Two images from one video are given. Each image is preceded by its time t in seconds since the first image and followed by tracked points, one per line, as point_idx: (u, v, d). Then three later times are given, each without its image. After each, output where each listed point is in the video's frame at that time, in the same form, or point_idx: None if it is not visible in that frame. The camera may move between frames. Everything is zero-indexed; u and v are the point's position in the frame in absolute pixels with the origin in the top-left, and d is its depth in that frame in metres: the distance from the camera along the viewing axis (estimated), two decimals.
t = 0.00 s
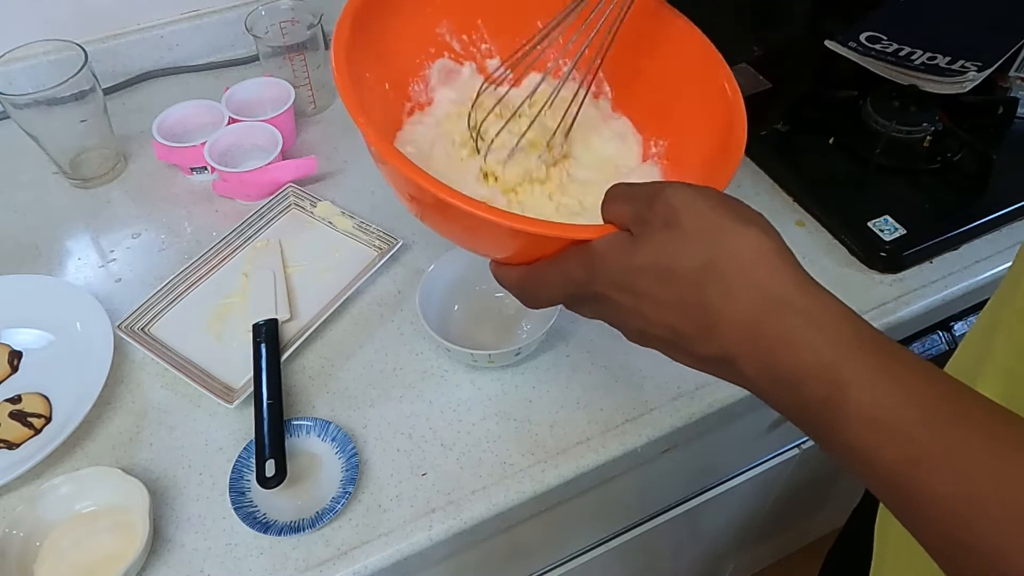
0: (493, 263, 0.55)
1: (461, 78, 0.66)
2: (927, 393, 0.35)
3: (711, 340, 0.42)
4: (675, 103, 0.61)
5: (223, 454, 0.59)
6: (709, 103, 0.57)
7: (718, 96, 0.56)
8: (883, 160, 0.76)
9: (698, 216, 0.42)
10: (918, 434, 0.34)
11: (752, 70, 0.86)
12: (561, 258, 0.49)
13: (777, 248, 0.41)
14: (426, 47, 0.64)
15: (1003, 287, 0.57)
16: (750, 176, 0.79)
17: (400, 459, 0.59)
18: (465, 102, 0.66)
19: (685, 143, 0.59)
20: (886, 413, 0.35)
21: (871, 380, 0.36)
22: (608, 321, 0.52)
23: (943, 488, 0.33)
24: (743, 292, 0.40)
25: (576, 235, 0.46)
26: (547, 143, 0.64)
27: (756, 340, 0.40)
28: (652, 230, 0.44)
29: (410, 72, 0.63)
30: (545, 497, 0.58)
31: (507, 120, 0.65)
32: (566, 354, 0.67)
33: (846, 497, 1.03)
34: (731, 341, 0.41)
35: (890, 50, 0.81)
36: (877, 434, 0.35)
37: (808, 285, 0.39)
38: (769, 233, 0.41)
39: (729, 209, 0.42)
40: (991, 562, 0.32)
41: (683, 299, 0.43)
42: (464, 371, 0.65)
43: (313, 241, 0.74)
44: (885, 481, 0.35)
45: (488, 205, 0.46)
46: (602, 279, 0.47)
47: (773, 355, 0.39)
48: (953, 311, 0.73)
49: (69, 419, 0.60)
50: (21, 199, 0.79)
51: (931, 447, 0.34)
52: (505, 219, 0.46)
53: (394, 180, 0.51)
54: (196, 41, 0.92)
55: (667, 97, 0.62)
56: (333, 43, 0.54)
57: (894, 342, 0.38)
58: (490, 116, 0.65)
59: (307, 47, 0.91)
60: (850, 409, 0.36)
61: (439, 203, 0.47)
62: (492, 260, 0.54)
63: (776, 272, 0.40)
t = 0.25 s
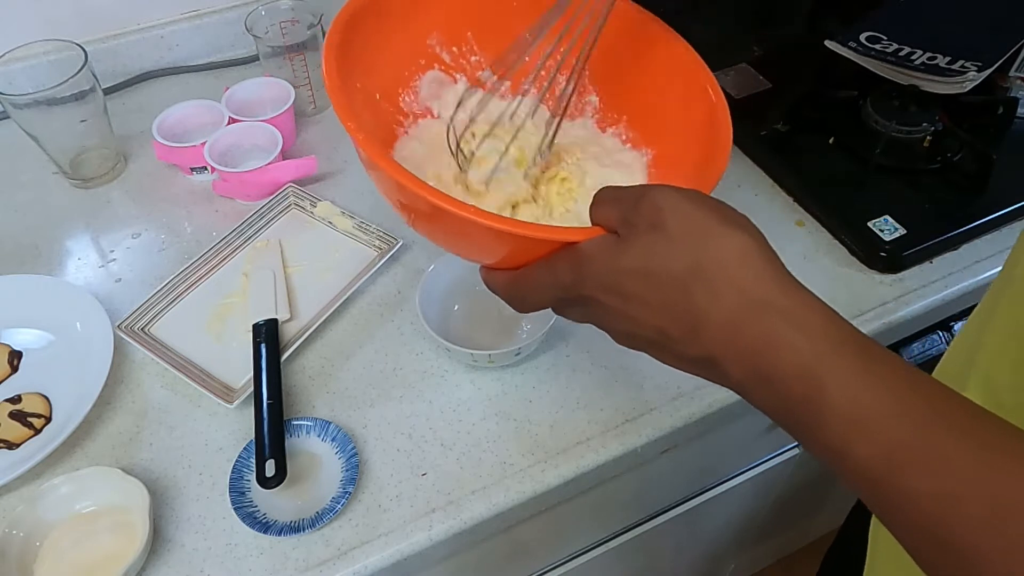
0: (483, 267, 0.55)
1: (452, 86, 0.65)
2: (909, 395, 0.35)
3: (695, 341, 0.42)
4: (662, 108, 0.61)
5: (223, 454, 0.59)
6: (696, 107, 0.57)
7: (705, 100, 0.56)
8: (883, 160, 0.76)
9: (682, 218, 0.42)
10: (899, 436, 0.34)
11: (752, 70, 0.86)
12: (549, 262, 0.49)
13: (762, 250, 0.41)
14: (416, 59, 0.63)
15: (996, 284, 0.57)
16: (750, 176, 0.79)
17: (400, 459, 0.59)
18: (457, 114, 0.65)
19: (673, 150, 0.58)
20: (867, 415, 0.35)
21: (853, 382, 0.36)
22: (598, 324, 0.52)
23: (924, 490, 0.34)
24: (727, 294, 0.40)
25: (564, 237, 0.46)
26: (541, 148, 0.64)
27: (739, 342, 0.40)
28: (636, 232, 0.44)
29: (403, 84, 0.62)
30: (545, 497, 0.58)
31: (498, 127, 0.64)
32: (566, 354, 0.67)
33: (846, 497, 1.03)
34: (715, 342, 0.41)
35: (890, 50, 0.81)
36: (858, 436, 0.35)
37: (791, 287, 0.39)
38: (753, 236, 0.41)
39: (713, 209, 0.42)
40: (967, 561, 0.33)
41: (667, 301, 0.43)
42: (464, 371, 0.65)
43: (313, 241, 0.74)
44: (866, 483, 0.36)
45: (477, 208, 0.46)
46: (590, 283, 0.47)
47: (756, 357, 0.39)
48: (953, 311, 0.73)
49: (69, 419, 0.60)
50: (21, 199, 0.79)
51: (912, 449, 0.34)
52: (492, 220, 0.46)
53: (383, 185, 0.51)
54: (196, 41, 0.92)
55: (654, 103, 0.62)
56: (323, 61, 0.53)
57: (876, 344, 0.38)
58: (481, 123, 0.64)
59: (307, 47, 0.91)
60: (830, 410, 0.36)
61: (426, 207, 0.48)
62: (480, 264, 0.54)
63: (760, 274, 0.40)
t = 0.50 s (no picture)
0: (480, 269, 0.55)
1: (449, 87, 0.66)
2: (902, 395, 0.35)
3: (690, 342, 0.42)
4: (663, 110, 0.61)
5: (223, 454, 0.59)
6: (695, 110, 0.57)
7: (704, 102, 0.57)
8: (883, 160, 0.76)
9: (675, 219, 0.42)
10: (892, 436, 0.34)
11: (752, 70, 0.86)
12: (544, 264, 0.49)
13: (755, 252, 0.41)
14: (408, 60, 0.63)
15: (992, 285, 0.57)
16: (750, 177, 0.79)
17: (400, 459, 0.59)
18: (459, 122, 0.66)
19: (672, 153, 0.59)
20: (860, 415, 0.35)
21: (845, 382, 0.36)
22: (591, 322, 0.52)
23: (917, 491, 0.34)
24: (720, 295, 0.40)
25: (558, 241, 0.46)
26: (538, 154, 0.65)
27: (733, 343, 0.40)
28: (628, 233, 0.44)
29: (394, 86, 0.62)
30: (545, 497, 0.59)
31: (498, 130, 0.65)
32: (566, 354, 0.67)
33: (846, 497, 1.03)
34: (709, 343, 0.41)
35: (890, 50, 0.82)
36: (851, 437, 0.35)
37: (784, 287, 0.39)
38: (747, 237, 0.41)
39: (705, 210, 0.42)
40: (963, 560, 0.33)
41: (662, 302, 0.43)
42: (464, 371, 0.65)
43: (313, 241, 0.74)
44: (860, 484, 0.36)
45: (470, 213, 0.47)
46: (585, 284, 0.47)
47: (749, 358, 0.39)
48: (953, 311, 0.73)
49: (69, 419, 0.60)
50: (21, 199, 0.79)
51: (905, 450, 0.34)
52: (488, 226, 0.46)
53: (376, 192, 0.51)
54: (196, 41, 0.92)
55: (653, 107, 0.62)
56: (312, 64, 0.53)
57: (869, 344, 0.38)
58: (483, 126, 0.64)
59: (306, 48, 0.91)
60: (822, 411, 0.36)
61: (420, 213, 0.48)
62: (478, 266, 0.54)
63: (753, 275, 0.40)
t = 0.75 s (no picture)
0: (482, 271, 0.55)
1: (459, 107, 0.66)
2: (893, 392, 0.35)
3: (684, 339, 0.42)
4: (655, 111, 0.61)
5: (223, 454, 0.59)
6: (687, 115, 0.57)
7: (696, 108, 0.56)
8: (884, 160, 0.76)
9: (670, 219, 0.42)
10: (882, 433, 0.34)
11: (752, 70, 0.86)
12: (543, 262, 0.49)
13: (748, 250, 0.41)
14: (415, 78, 0.63)
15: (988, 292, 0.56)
16: (750, 177, 0.79)
17: (400, 459, 0.59)
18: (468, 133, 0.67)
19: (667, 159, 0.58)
20: (851, 411, 0.35)
21: (835, 379, 0.36)
22: (590, 321, 0.52)
23: (907, 489, 0.34)
24: (714, 293, 0.40)
25: (556, 239, 0.46)
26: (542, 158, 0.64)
27: (726, 341, 0.40)
28: (624, 232, 0.44)
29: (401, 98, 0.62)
30: (545, 497, 0.59)
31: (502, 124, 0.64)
32: (566, 354, 0.67)
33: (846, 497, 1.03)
34: (702, 340, 0.41)
35: (890, 50, 0.82)
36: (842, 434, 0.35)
37: (778, 285, 0.40)
38: (739, 236, 0.41)
39: (699, 209, 0.42)
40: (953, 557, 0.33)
41: (656, 300, 0.43)
42: (464, 371, 0.65)
43: (313, 242, 0.74)
44: (851, 481, 0.36)
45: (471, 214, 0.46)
46: (581, 283, 0.47)
47: (741, 355, 0.39)
48: (953, 311, 0.73)
49: (69, 419, 0.60)
50: (21, 199, 0.79)
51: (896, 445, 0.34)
52: (482, 224, 0.46)
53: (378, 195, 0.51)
54: (196, 41, 0.92)
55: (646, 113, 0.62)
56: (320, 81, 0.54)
57: (859, 341, 0.38)
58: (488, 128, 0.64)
59: (306, 47, 0.92)
60: (813, 408, 0.36)
61: (421, 216, 0.48)
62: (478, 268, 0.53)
63: (745, 273, 0.40)
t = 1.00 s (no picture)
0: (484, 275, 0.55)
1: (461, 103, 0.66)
2: (898, 396, 0.35)
3: (688, 343, 0.42)
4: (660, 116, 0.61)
5: (223, 454, 0.59)
6: (694, 120, 0.57)
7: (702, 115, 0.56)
8: (883, 160, 0.76)
9: (674, 224, 0.42)
10: (887, 438, 0.34)
11: (752, 70, 0.86)
12: (546, 267, 0.49)
13: (751, 253, 0.41)
14: (415, 79, 0.63)
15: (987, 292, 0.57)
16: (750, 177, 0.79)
17: (400, 459, 0.59)
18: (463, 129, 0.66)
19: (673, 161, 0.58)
20: (856, 416, 0.35)
21: (840, 383, 0.36)
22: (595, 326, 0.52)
23: (911, 492, 0.34)
24: (717, 297, 0.40)
25: (559, 244, 0.46)
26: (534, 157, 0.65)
27: (731, 345, 0.40)
28: (629, 239, 0.44)
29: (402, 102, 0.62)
30: (545, 497, 0.59)
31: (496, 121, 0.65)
32: (566, 354, 0.67)
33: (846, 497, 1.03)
34: (706, 344, 0.41)
35: (890, 50, 0.82)
36: (847, 439, 0.35)
37: (782, 290, 0.40)
38: (743, 240, 0.41)
39: (703, 213, 0.42)
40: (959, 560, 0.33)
41: (661, 305, 0.43)
42: (464, 371, 0.65)
43: (313, 242, 0.74)
44: (856, 485, 0.36)
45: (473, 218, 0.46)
46: (586, 288, 0.47)
47: (746, 359, 0.39)
48: (953, 311, 0.73)
49: (69, 419, 0.60)
50: (21, 199, 0.79)
51: (901, 449, 0.34)
52: (483, 228, 0.46)
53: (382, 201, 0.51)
54: (196, 41, 0.92)
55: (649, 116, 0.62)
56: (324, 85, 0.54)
57: (864, 345, 0.38)
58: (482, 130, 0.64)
59: (306, 47, 0.91)
60: (817, 412, 0.36)
61: (424, 220, 0.48)
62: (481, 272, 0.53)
63: (748, 277, 0.40)
